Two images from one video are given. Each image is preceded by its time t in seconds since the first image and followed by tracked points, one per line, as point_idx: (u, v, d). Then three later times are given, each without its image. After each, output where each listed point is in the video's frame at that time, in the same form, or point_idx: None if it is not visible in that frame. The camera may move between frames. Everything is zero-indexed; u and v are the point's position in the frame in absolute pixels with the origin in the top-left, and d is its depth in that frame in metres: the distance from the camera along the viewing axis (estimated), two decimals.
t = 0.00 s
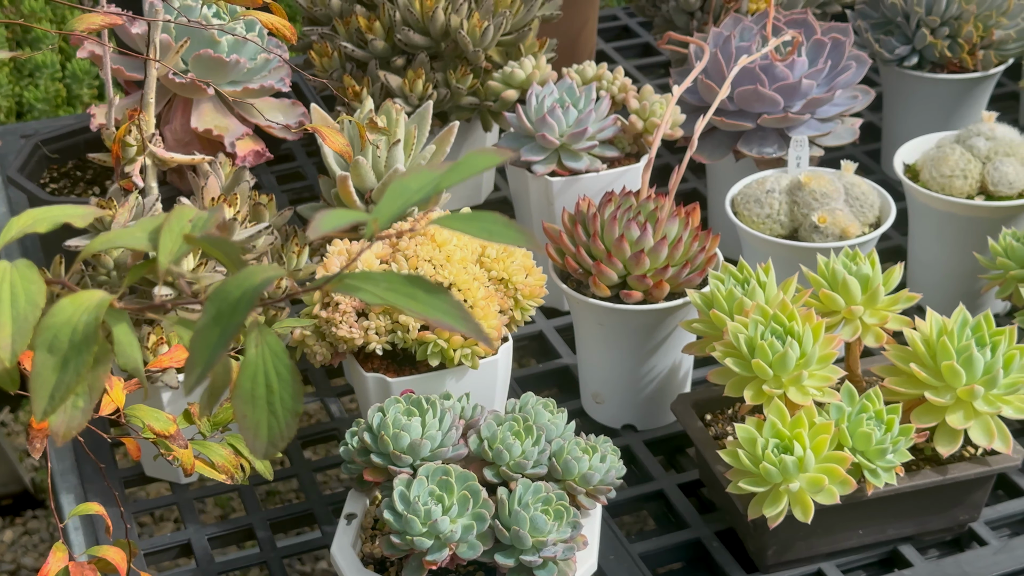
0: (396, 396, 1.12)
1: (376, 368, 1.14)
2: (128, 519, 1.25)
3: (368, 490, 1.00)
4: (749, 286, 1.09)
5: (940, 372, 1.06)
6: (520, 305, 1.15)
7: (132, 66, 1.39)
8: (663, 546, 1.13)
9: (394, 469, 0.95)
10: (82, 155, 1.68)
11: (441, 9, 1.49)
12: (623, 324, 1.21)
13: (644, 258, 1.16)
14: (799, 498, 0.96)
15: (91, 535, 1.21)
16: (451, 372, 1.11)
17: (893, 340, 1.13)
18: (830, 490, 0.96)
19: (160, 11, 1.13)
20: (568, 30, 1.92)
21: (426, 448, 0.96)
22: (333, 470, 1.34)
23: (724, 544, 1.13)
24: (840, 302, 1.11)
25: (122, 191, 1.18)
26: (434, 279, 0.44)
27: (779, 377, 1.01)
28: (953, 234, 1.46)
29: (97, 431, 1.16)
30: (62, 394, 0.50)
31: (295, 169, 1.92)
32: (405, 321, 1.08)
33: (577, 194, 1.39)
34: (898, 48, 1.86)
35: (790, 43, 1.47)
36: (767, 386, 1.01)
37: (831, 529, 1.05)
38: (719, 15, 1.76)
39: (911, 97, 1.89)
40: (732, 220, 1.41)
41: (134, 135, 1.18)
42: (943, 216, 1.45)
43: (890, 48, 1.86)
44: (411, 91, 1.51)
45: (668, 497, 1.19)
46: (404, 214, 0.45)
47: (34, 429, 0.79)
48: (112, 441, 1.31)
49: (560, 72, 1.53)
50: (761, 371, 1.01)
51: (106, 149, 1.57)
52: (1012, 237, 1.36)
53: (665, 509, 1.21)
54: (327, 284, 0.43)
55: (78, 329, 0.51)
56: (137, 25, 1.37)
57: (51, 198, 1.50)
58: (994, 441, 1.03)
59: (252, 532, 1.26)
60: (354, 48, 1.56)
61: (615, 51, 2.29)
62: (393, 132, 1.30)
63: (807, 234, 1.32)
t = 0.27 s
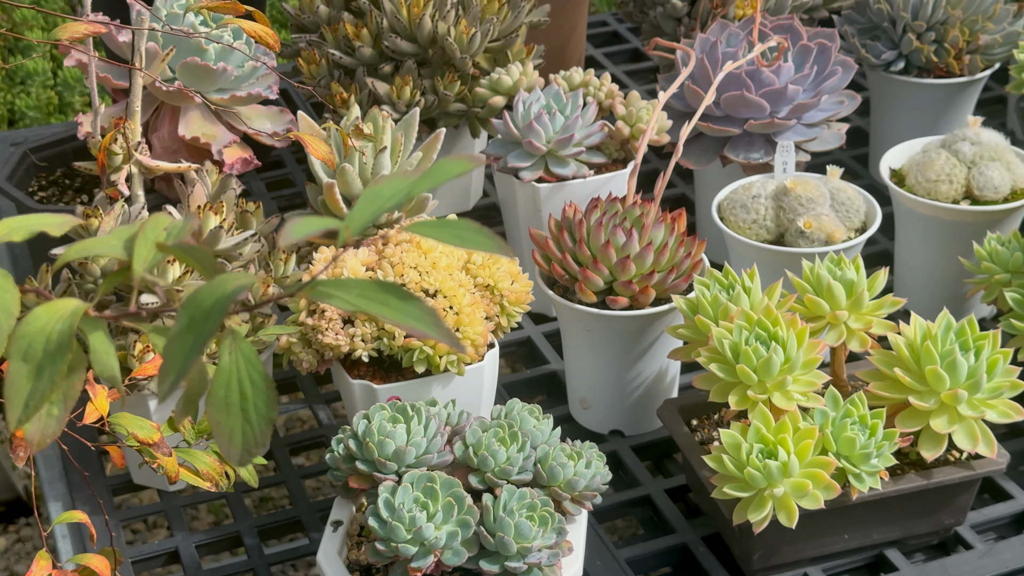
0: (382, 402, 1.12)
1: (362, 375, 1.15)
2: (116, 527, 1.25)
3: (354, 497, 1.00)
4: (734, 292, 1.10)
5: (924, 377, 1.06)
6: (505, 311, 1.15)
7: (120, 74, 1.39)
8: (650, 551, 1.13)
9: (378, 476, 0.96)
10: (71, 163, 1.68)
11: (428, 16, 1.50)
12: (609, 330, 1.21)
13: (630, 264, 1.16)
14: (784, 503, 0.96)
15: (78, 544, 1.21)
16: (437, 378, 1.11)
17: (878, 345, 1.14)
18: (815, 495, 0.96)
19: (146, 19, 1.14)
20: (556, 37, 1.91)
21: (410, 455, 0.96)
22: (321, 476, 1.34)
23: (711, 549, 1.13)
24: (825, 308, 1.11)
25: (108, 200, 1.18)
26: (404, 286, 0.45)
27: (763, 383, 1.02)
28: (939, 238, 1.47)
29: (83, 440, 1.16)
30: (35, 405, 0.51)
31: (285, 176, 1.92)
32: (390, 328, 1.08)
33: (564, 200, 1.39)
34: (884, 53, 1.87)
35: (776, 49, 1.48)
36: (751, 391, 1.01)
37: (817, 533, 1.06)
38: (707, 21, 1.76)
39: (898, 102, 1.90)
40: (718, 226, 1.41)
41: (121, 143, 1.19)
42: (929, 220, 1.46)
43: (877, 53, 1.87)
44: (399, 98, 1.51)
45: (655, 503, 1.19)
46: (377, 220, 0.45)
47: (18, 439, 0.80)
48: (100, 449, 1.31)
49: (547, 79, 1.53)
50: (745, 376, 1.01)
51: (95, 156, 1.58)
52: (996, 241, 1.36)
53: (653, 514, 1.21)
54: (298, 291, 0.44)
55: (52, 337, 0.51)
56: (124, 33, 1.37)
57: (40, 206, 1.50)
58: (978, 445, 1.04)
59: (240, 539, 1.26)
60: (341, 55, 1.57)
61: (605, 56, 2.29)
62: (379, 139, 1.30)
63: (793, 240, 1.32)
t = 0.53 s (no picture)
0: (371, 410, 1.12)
1: (351, 383, 1.15)
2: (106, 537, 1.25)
3: (343, 505, 1.00)
4: (722, 299, 1.10)
5: (911, 383, 1.07)
6: (494, 318, 1.16)
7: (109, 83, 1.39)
8: (639, 558, 1.13)
9: (367, 484, 0.96)
10: (60, 172, 1.68)
11: (417, 23, 1.50)
12: (597, 336, 1.21)
13: (619, 271, 1.17)
14: (771, 509, 0.97)
15: (67, 553, 1.20)
16: (426, 387, 1.11)
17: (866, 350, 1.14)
18: (802, 501, 0.96)
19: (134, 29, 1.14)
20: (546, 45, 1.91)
21: (399, 463, 0.96)
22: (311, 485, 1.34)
23: (700, 556, 1.14)
24: (812, 314, 1.12)
25: (96, 209, 1.18)
26: (386, 294, 0.45)
27: (750, 390, 1.02)
28: (928, 244, 1.47)
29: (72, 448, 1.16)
30: (17, 414, 0.52)
31: (275, 184, 1.92)
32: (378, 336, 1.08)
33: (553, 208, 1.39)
34: (872, 59, 1.88)
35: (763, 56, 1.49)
36: (739, 398, 1.02)
37: (806, 539, 1.06)
38: (695, 28, 1.77)
39: (886, 108, 1.91)
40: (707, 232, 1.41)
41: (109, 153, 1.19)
42: (917, 226, 1.46)
43: (865, 59, 1.88)
44: (388, 106, 1.52)
45: (644, 509, 1.19)
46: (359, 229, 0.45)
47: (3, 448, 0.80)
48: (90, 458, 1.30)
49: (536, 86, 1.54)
50: (732, 383, 1.02)
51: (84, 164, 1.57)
52: (983, 247, 1.37)
53: (642, 521, 1.21)
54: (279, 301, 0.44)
55: (34, 347, 0.51)
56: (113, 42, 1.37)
57: (29, 215, 1.49)
58: (965, 450, 1.04)
59: (230, 548, 1.26)
60: (331, 63, 1.57)
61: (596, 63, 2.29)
62: (368, 148, 1.30)
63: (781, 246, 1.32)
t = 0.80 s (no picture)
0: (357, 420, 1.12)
1: (337, 393, 1.15)
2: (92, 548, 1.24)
3: (329, 515, 1.00)
4: (706, 307, 1.11)
5: (895, 390, 1.07)
6: (480, 327, 1.16)
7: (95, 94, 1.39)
8: (625, 566, 1.13)
9: (352, 495, 0.96)
10: (47, 183, 1.68)
11: (403, 33, 1.50)
12: (582, 344, 1.21)
13: (604, 279, 1.17)
14: (756, 517, 0.97)
15: (53, 565, 1.20)
16: (412, 396, 1.11)
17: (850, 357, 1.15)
18: (787, 508, 0.97)
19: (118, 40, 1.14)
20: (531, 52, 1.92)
21: (384, 473, 0.96)
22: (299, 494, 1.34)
23: (686, 563, 1.14)
24: (796, 321, 1.12)
25: (81, 220, 1.18)
26: (363, 310, 0.45)
27: (734, 397, 1.03)
28: (912, 250, 1.48)
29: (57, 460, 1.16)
30: None
31: (263, 194, 1.91)
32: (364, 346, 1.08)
33: (539, 217, 1.40)
34: (857, 66, 1.89)
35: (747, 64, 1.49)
36: (723, 406, 1.02)
37: (792, 546, 1.06)
38: (681, 36, 1.78)
39: (871, 115, 1.92)
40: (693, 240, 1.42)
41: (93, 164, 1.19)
42: (901, 232, 1.47)
43: (849, 67, 1.89)
44: (374, 116, 1.52)
45: (631, 517, 1.19)
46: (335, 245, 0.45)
47: None
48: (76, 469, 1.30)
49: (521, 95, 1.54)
50: (717, 391, 1.02)
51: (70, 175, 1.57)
52: (967, 253, 1.38)
53: (629, 528, 1.21)
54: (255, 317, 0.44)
55: (12, 363, 0.51)
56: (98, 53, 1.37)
57: (15, 226, 1.49)
58: (950, 457, 1.05)
59: (217, 559, 1.25)
60: (316, 73, 1.57)
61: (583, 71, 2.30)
62: (353, 157, 1.30)
63: (766, 253, 1.33)
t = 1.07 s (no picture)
0: (343, 429, 1.12)
1: (323, 403, 1.15)
2: (78, 559, 1.24)
3: (315, 525, 1.00)
4: (691, 314, 1.11)
5: (879, 396, 1.08)
6: (465, 336, 1.16)
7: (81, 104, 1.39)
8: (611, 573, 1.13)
9: (338, 504, 0.96)
10: (34, 193, 1.68)
11: (389, 42, 1.51)
12: (568, 352, 1.22)
13: (589, 287, 1.17)
14: (741, 524, 0.98)
15: None
16: (398, 405, 1.11)
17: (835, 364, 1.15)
18: (771, 515, 0.97)
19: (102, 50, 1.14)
20: (520, 60, 1.92)
21: (369, 482, 0.97)
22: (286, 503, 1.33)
23: (672, 570, 1.14)
24: (781, 328, 1.13)
25: (66, 231, 1.18)
26: (340, 325, 0.46)
27: (719, 405, 1.03)
28: (897, 255, 1.49)
29: (42, 471, 1.15)
30: None
31: (251, 202, 1.91)
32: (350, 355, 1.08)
33: (525, 224, 1.40)
34: (841, 74, 1.90)
35: (732, 72, 1.50)
36: (708, 413, 1.03)
37: (777, 553, 1.07)
38: (666, 44, 1.79)
39: (856, 122, 1.93)
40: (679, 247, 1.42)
41: (78, 174, 1.19)
42: (886, 238, 1.48)
43: (834, 74, 1.90)
44: (360, 125, 1.52)
45: (617, 524, 1.20)
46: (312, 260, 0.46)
47: None
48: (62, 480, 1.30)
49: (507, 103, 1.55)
50: (701, 399, 1.02)
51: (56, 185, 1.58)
52: (951, 259, 1.39)
53: (615, 535, 1.21)
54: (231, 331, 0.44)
55: None
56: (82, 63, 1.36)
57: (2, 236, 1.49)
58: (933, 463, 1.06)
59: (204, 569, 1.25)
60: (303, 82, 1.57)
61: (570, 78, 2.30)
62: (339, 166, 1.30)
63: (751, 260, 1.33)
